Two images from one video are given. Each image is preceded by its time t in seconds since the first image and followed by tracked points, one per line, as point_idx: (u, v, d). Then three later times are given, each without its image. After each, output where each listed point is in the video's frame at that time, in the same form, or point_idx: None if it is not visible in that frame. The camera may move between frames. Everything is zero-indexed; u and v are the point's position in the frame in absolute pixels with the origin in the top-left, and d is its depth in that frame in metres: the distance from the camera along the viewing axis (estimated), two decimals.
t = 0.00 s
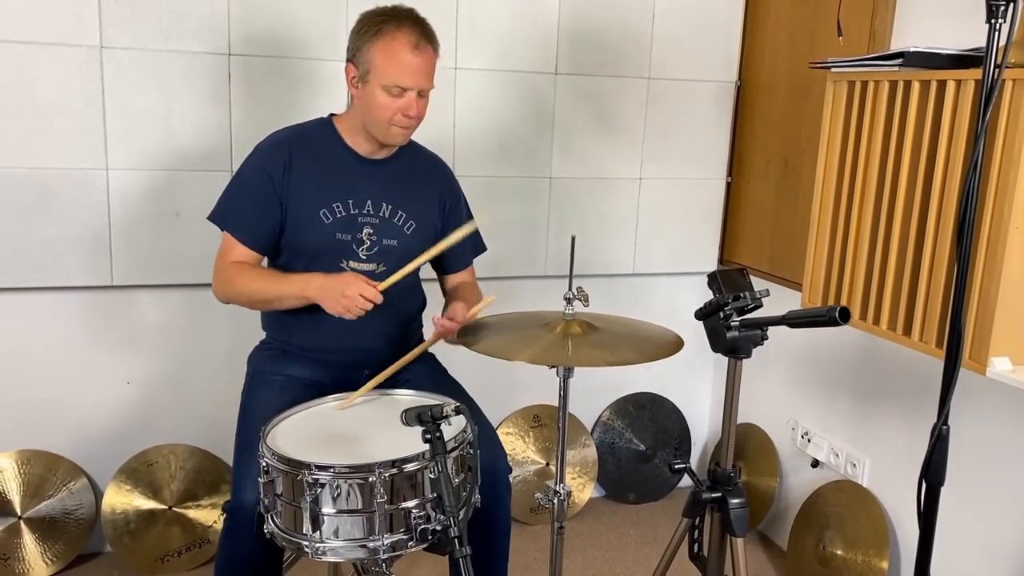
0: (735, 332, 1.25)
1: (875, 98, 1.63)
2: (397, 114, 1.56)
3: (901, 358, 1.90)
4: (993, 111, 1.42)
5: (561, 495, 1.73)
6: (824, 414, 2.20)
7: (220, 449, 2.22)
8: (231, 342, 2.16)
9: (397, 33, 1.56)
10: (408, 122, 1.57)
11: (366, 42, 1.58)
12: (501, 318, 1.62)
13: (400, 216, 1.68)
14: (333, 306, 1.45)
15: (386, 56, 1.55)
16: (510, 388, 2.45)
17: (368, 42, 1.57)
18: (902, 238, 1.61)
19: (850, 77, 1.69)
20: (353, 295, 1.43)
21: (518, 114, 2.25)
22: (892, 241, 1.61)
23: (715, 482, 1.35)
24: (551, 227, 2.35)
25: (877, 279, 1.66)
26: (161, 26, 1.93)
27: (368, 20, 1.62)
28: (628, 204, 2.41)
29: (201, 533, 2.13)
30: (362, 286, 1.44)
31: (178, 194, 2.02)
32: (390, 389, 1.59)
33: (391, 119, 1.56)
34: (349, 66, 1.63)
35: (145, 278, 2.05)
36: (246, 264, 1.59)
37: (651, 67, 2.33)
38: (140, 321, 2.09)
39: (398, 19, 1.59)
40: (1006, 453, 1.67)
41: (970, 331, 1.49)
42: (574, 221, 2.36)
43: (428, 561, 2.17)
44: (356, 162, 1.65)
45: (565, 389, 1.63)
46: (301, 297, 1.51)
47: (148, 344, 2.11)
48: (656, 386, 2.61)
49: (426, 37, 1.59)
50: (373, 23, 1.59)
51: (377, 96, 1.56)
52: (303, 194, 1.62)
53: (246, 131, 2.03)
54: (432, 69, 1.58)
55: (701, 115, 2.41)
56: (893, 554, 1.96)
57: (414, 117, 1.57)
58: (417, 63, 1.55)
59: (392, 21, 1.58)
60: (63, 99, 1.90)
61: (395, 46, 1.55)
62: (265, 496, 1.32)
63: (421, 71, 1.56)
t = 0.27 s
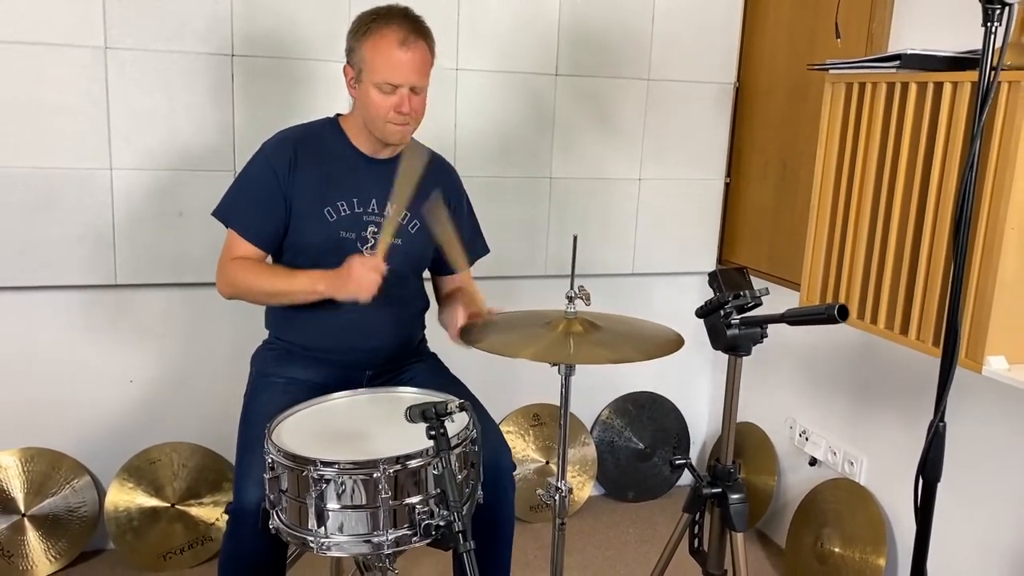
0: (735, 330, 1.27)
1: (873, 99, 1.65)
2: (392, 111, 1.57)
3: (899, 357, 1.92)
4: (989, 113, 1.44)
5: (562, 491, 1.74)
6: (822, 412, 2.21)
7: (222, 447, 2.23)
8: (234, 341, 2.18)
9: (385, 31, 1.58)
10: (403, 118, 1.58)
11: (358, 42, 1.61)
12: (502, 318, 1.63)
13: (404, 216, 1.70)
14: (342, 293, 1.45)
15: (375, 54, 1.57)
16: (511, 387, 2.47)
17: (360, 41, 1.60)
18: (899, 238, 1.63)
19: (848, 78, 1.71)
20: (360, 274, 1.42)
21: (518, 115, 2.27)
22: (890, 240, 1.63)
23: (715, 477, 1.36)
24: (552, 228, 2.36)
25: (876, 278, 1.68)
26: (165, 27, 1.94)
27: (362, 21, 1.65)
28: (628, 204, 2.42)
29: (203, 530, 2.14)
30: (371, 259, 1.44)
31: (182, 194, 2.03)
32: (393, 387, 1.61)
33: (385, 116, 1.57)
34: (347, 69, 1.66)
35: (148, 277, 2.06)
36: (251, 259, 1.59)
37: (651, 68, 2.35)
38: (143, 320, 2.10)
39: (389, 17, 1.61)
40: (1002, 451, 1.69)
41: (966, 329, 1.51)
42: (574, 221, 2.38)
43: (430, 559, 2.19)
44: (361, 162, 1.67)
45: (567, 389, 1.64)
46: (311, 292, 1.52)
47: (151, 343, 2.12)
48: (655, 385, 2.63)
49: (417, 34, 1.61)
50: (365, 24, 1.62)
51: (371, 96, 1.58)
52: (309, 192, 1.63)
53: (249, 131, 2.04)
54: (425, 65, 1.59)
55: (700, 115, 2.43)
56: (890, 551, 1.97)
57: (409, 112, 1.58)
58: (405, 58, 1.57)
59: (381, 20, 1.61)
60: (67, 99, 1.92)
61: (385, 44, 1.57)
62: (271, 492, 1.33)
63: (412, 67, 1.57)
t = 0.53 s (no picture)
0: (737, 327, 1.28)
1: (871, 101, 1.68)
2: (392, 121, 1.59)
3: (896, 356, 1.95)
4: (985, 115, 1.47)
5: (565, 487, 1.72)
6: (820, 411, 2.24)
7: (224, 445, 2.25)
8: (237, 339, 2.19)
9: (385, 40, 1.59)
10: (403, 127, 1.60)
11: (360, 49, 1.62)
12: (504, 317, 1.64)
13: (409, 217, 1.72)
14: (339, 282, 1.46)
15: (375, 64, 1.59)
16: (511, 387, 2.49)
17: (362, 49, 1.62)
18: (896, 239, 1.65)
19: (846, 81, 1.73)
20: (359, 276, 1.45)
21: (519, 116, 2.29)
22: (887, 241, 1.65)
23: (716, 473, 1.38)
24: (552, 228, 2.38)
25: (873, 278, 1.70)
26: (170, 28, 1.96)
27: (364, 26, 1.65)
28: (628, 205, 2.45)
29: (206, 527, 2.16)
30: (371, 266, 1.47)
31: (186, 193, 2.05)
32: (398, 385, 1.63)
33: (386, 125, 1.60)
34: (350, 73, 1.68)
35: (153, 276, 2.08)
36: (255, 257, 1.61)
37: (650, 70, 2.37)
38: (147, 319, 2.12)
39: (390, 24, 1.61)
40: (998, 448, 1.71)
41: (963, 328, 1.54)
42: (574, 221, 2.40)
43: (431, 556, 2.21)
44: (366, 164, 1.69)
45: (569, 387, 1.62)
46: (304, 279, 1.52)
47: (155, 342, 2.14)
48: (654, 384, 2.65)
49: (418, 41, 1.61)
50: (367, 30, 1.63)
51: (372, 104, 1.60)
52: (314, 194, 1.65)
53: (252, 132, 2.06)
54: (425, 73, 1.60)
55: (698, 117, 2.45)
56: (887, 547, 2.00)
57: (409, 122, 1.60)
58: (405, 68, 1.58)
59: (382, 28, 1.61)
60: (73, 100, 1.94)
61: (385, 53, 1.59)
62: (278, 487, 1.35)
63: (412, 78, 1.59)
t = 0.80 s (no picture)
0: (738, 322, 1.30)
1: (867, 102, 1.71)
2: (387, 110, 1.61)
3: (891, 354, 1.98)
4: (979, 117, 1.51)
5: (567, 481, 1.75)
6: (817, 408, 2.27)
7: (228, 442, 2.27)
8: (240, 337, 2.22)
9: (379, 32, 1.62)
10: (399, 116, 1.62)
11: (356, 43, 1.66)
12: (508, 313, 1.67)
13: (412, 213, 1.74)
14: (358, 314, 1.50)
15: (370, 55, 1.62)
16: (511, 385, 2.52)
17: (357, 43, 1.65)
18: (892, 238, 1.68)
19: (843, 82, 1.76)
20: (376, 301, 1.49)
21: (520, 116, 2.32)
22: (883, 239, 1.68)
23: (717, 464, 1.40)
24: (552, 227, 2.41)
25: (870, 276, 1.73)
26: (175, 29, 1.98)
27: (360, 22, 1.69)
28: (627, 205, 2.48)
29: (210, 523, 2.18)
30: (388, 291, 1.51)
31: (191, 193, 2.07)
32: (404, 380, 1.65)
33: (382, 115, 1.62)
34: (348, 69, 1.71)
35: (158, 274, 2.10)
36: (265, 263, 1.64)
37: (649, 72, 2.40)
38: (152, 317, 2.14)
39: (384, 17, 1.65)
40: (991, 443, 1.74)
41: (957, 325, 1.58)
42: (574, 220, 2.43)
43: (433, 552, 2.24)
44: (368, 161, 1.71)
45: (572, 383, 1.64)
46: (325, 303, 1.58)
47: (160, 340, 2.16)
48: (652, 383, 2.68)
49: (412, 33, 1.64)
50: (363, 25, 1.67)
51: (368, 96, 1.63)
52: (319, 193, 1.67)
53: (257, 132, 2.08)
54: (419, 63, 1.63)
55: (697, 118, 2.48)
56: (883, 542, 2.03)
57: (404, 110, 1.62)
58: (398, 57, 1.61)
59: (375, 21, 1.65)
60: (80, 100, 1.96)
61: (379, 43, 1.62)
62: (286, 481, 1.37)
63: (406, 66, 1.61)
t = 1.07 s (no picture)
0: (736, 319, 1.33)
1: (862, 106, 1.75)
2: (390, 125, 1.64)
3: (886, 352, 2.01)
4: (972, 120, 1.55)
5: (569, 477, 1.77)
6: (813, 406, 2.30)
7: (231, 439, 2.30)
8: (244, 336, 2.24)
9: (380, 49, 1.64)
10: (401, 131, 1.65)
11: (359, 58, 1.68)
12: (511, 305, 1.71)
13: (414, 216, 1.77)
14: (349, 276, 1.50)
15: (372, 72, 1.64)
16: (511, 383, 2.55)
17: (360, 57, 1.67)
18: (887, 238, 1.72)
19: (839, 86, 1.80)
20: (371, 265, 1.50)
21: (520, 118, 2.35)
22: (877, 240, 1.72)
23: (716, 457, 1.42)
24: (553, 228, 2.44)
25: (865, 277, 1.77)
26: (182, 32, 2.01)
27: (363, 36, 1.71)
28: (626, 206, 2.51)
29: (214, 519, 2.20)
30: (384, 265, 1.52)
31: (196, 193, 2.10)
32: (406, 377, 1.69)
33: (385, 129, 1.65)
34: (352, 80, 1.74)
35: (163, 273, 2.12)
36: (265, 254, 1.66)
37: (648, 75, 2.44)
38: (157, 315, 2.17)
39: (387, 34, 1.67)
40: (984, 440, 1.78)
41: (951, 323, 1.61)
42: (574, 221, 2.46)
43: (435, 548, 2.27)
44: (372, 165, 1.74)
45: (573, 380, 1.67)
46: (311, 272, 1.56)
47: (165, 338, 2.19)
48: (650, 381, 2.71)
49: (413, 49, 1.66)
50: (365, 40, 1.69)
51: (371, 110, 1.66)
52: (324, 193, 1.70)
53: (261, 133, 2.11)
54: (421, 79, 1.65)
55: (695, 120, 2.51)
56: (878, 538, 2.06)
57: (407, 125, 1.65)
58: (400, 74, 1.63)
59: (377, 38, 1.67)
60: (88, 102, 1.98)
61: (382, 60, 1.64)
62: (293, 475, 1.40)
63: (407, 83, 1.63)
